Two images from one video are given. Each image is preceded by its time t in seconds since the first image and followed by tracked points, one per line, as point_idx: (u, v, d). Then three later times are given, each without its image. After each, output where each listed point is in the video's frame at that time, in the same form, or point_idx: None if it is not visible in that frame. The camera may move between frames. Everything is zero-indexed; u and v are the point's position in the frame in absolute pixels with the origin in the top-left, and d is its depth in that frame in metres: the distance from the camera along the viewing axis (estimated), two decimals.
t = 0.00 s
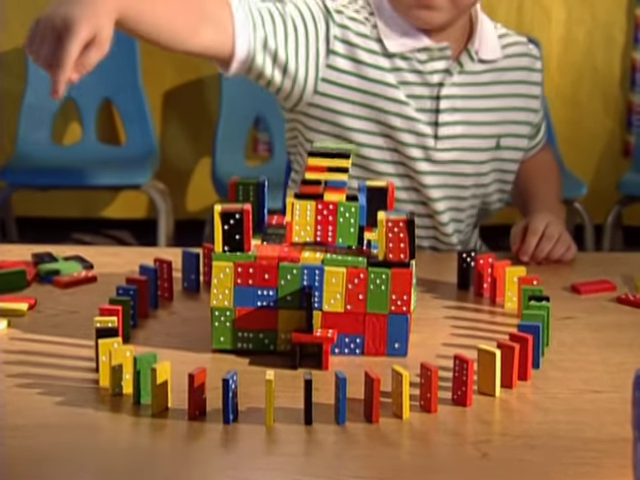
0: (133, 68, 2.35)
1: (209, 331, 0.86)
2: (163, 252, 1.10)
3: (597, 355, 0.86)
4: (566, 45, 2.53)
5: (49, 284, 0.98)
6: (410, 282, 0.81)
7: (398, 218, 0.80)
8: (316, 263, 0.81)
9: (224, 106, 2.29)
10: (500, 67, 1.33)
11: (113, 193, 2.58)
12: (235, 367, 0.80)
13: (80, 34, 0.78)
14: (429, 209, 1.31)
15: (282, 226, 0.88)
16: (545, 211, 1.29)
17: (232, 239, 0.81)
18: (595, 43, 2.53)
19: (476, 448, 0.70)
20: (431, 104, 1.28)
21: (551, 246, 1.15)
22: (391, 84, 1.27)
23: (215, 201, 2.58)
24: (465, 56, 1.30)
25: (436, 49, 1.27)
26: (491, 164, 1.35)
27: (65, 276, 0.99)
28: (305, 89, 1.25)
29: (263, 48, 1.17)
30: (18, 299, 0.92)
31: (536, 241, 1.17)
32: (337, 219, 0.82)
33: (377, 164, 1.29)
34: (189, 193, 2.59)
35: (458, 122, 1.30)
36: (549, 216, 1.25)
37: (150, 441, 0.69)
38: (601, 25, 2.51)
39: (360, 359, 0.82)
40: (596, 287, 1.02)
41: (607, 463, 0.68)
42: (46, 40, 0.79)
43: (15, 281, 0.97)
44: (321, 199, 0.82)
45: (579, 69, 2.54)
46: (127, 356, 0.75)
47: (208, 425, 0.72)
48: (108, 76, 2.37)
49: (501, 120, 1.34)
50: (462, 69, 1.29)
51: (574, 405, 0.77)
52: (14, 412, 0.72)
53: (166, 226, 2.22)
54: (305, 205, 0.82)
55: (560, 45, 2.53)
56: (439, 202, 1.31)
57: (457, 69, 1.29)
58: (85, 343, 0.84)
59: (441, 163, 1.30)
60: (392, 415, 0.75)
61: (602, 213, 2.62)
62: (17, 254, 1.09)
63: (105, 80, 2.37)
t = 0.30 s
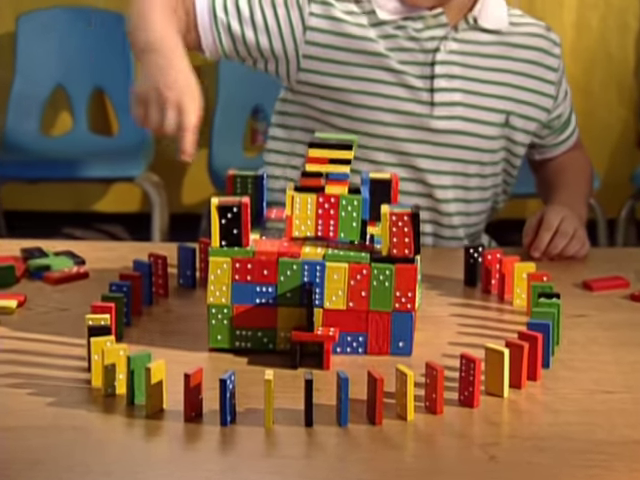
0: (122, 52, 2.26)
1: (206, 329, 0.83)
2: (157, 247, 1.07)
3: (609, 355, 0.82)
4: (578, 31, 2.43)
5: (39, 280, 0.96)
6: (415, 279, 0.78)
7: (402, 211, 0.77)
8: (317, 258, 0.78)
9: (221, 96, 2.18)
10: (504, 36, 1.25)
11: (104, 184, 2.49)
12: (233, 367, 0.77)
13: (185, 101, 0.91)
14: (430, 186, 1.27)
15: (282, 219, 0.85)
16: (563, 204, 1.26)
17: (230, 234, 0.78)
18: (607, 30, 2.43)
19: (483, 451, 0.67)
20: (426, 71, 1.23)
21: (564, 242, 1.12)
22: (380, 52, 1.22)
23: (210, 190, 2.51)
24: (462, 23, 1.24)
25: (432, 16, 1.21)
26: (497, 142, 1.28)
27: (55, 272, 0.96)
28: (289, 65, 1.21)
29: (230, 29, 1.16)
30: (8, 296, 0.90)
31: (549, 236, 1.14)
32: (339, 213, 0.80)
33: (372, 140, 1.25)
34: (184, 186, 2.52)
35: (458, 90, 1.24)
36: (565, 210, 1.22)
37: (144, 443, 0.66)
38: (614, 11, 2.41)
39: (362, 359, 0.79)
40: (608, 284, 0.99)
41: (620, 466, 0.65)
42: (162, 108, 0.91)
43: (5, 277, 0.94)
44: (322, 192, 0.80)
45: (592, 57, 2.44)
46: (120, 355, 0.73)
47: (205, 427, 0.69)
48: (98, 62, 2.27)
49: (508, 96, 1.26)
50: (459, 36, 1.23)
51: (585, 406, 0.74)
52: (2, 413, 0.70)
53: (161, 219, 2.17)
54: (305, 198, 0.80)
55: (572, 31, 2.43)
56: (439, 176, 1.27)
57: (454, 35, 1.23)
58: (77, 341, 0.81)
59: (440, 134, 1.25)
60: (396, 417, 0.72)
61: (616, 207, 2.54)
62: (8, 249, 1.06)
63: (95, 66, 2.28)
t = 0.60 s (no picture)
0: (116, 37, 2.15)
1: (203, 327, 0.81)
2: (151, 243, 1.05)
3: (621, 354, 0.80)
4: (588, 17, 2.38)
5: (28, 276, 0.93)
6: (419, 275, 0.75)
7: (406, 206, 0.76)
8: (317, 254, 0.75)
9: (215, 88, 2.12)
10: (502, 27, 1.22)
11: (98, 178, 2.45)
12: (230, 367, 0.74)
13: (111, 135, 0.81)
14: (429, 182, 1.23)
15: (281, 213, 0.81)
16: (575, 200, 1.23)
17: (227, 229, 0.75)
18: (619, 16, 2.39)
19: (490, 453, 0.64)
20: (422, 64, 1.20)
21: (572, 236, 1.09)
22: (376, 45, 1.19)
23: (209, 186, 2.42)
24: (460, 13, 1.21)
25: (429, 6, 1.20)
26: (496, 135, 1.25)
27: (45, 268, 0.94)
28: (284, 62, 1.17)
29: (224, 29, 1.12)
30: None
31: (558, 231, 1.11)
32: (340, 208, 0.77)
33: (367, 138, 1.21)
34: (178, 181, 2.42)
35: (455, 84, 1.21)
36: (575, 204, 1.19)
37: (137, 445, 0.64)
38: None
39: (365, 359, 0.77)
40: (619, 280, 0.96)
41: (632, 469, 0.62)
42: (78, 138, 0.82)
43: None
44: (323, 186, 0.77)
45: (602, 43, 2.40)
46: (113, 354, 0.70)
47: (201, 428, 0.66)
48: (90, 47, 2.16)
49: (507, 90, 1.23)
50: (457, 27, 1.20)
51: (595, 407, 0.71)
52: None
53: (155, 213, 2.11)
54: (305, 192, 0.77)
55: (582, 17, 2.38)
56: (436, 173, 1.23)
57: (452, 27, 1.20)
58: (69, 339, 0.79)
59: (438, 129, 1.21)
60: (399, 419, 0.69)
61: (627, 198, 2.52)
62: None
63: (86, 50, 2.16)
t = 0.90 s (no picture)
0: (106, 30, 2.14)
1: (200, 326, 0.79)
2: (147, 240, 1.03)
3: (631, 353, 0.77)
4: (597, 8, 2.35)
5: (20, 274, 0.92)
6: (422, 272, 0.73)
7: (409, 200, 0.72)
8: (317, 251, 0.74)
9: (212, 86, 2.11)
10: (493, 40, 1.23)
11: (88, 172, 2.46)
12: (228, 367, 0.73)
13: (144, 129, 0.60)
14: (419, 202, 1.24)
15: (280, 210, 0.81)
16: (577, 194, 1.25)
17: (224, 225, 0.74)
18: (630, 5, 2.36)
19: (495, 457, 0.62)
20: (424, 85, 1.19)
21: (582, 232, 1.07)
22: (377, 63, 1.17)
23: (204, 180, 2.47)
24: (461, 28, 1.20)
25: (434, 21, 1.17)
26: (491, 151, 1.26)
27: (37, 265, 0.92)
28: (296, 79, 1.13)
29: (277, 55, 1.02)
30: None
31: (565, 227, 1.08)
32: (340, 203, 0.76)
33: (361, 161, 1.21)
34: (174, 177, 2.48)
35: (452, 103, 1.21)
36: (579, 200, 1.17)
37: (130, 447, 0.62)
38: None
39: (367, 359, 0.75)
40: (629, 277, 0.93)
41: None
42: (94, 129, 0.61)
43: None
44: (323, 180, 0.76)
45: (611, 34, 2.37)
46: (107, 354, 0.68)
47: (197, 430, 0.64)
48: (82, 42, 2.16)
49: (497, 102, 1.25)
50: (460, 45, 1.20)
51: (605, 408, 0.68)
52: None
53: (149, 209, 2.07)
54: (305, 187, 0.76)
55: (591, 8, 2.35)
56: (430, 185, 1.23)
57: (454, 44, 1.19)
58: (62, 338, 0.77)
59: (433, 149, 1.22)
60: (402, 420, 0.67)
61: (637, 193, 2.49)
62: None
63: (79, 44, 2.17)
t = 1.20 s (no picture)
0: (104, 25, 2.13)
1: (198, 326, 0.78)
2: (145, 239, 1.02)
3: (635, 353, 0.76)
4: (602, 4, 2.34)
5: (16, 273, 0.91)
6: (424, 271, 0.72)
7: (411, 198, 0.72)
8: (317, 249, 0.73)
9: (211, 80, 2.10)
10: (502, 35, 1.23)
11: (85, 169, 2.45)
12: (227, 367, 0.72)
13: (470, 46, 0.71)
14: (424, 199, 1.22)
15: (279, 208, 0.81)
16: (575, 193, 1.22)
17: (223, 224, 0.73)
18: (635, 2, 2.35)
19: (498, 458, 0.61)
20: (428, 76, 1.20)
21: (583, 233, 1.06)
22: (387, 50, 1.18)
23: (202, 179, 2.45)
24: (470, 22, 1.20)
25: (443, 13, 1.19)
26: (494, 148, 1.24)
27: (33, 264, 0.91)
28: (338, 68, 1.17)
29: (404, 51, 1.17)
30: None
31: (567, 228, 1.08)
32: (341, 201, 0.75)
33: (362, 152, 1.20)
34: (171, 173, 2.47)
35: (457, 96, 1.21)
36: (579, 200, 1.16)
37: (127, 449, 0.61)
38: None
39: (367, 359, 0.74)
40: (634, 276, 0.92)
41: None
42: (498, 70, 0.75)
43: None
44: (323, 177, 0.75)
45: (615, 31, 2.36)
46: (103, 354, 0.67)
47: (196, 432, 0.63)
48: (79, 37, 2.15)
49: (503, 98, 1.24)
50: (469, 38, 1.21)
51: (610, 409, 0.67)
52: None
53: (146, 208, 2.06)
54: (305, 184, 0.75)
55: (595, 4, 2.34)
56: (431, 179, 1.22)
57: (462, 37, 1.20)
58: (59, 338, 0.76)
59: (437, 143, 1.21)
60: (404, 422, 0.66)
61: None
62: None
63: (77, 39, 2.16)
